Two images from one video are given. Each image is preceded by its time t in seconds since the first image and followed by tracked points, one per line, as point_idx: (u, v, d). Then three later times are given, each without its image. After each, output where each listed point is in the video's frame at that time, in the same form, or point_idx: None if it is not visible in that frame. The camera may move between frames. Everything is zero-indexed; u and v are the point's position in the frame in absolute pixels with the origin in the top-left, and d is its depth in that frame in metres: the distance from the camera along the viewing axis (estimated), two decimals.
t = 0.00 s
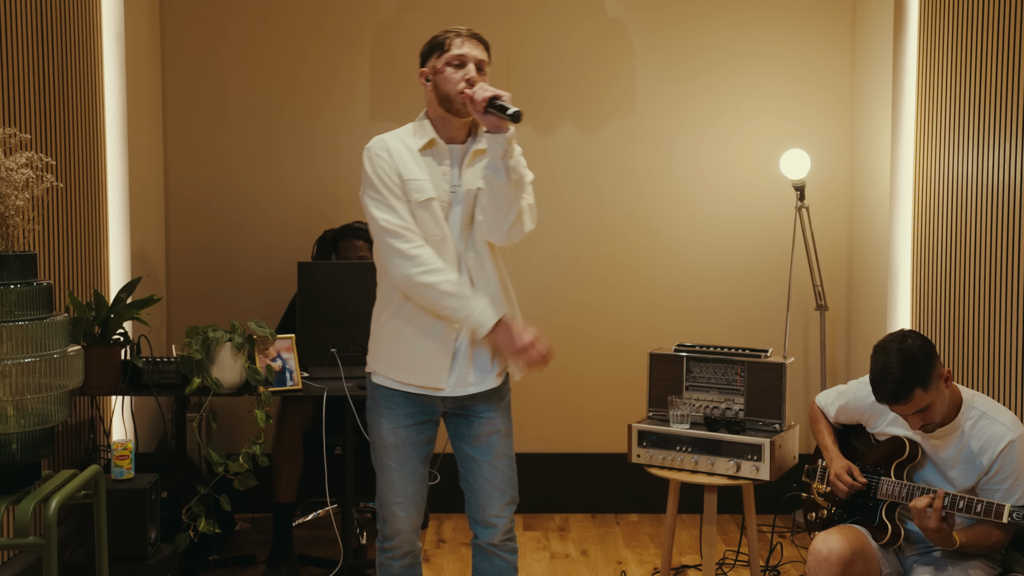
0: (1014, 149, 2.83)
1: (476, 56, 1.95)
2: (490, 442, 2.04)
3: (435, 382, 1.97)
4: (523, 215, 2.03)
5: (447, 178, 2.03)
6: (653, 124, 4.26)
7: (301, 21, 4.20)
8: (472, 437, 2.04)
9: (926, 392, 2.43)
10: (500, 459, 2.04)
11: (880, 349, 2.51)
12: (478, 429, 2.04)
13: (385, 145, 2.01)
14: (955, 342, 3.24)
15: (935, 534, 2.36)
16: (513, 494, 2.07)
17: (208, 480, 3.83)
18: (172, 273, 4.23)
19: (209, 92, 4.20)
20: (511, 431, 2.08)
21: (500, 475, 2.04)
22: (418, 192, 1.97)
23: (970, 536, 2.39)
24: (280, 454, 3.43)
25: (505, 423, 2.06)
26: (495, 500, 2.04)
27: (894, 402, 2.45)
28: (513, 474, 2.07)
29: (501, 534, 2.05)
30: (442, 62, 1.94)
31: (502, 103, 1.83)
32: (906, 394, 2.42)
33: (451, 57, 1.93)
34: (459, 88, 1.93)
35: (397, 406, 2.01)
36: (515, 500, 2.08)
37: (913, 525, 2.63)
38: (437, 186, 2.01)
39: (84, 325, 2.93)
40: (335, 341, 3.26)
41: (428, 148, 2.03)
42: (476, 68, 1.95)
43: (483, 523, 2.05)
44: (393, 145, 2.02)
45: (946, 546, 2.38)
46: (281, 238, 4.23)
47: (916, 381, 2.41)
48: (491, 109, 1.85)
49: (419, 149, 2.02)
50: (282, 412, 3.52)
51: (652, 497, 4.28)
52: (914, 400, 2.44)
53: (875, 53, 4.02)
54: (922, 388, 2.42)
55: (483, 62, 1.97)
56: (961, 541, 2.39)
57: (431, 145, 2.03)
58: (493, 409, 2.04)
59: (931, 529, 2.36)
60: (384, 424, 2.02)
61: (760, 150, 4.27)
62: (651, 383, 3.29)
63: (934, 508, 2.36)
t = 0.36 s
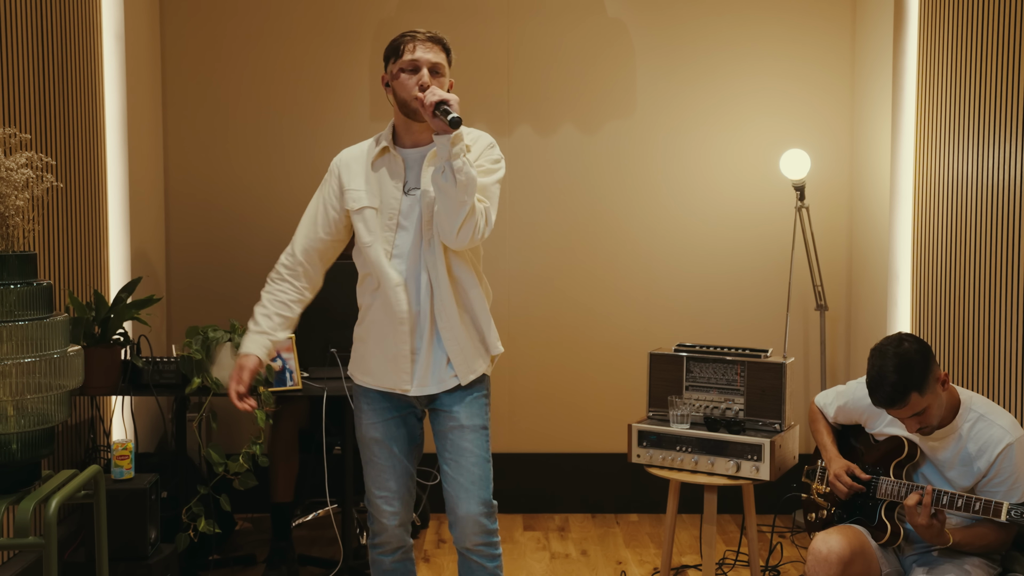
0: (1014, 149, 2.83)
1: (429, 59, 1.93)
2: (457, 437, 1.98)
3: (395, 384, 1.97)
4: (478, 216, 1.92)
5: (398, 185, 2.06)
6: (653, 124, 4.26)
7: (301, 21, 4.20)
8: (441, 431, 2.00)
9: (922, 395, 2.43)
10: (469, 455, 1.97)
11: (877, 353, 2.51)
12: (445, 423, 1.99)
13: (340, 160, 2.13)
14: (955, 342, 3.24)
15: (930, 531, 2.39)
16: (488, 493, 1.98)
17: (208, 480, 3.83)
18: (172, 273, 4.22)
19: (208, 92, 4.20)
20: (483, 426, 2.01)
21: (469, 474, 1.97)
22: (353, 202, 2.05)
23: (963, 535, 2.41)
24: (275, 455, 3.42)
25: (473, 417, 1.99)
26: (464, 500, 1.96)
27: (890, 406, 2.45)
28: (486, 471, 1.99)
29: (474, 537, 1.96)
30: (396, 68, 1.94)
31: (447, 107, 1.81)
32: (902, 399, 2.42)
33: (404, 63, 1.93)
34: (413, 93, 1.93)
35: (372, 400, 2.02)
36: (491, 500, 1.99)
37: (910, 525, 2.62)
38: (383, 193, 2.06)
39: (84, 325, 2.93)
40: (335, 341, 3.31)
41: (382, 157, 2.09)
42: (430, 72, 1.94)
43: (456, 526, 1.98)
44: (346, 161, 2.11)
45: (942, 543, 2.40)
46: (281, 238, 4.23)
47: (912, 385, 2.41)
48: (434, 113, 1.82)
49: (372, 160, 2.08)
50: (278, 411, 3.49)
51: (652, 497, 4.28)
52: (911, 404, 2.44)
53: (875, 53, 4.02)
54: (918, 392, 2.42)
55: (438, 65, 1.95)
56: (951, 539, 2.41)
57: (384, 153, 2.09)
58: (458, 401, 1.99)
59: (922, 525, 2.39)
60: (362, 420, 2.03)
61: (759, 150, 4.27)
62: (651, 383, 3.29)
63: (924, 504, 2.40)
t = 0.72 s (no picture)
0: (1014, 148, 2.82)
1: (439, 56, 1.94)
2: (465, 442, 1.99)
3: (383, 388, 1.99)
4: (495, 212, 1.92)
5: (398, 185, 2.07)
6: (653, 124, 4.26)
7: (301, 21, 4.20)
8: (447, 436, 2.01)
9: (921, 394, 2.43)
10: (477, 459, 1.98)
11: (875, 352, 2.51)
12: (451, 429, 2.00)
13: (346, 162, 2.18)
14: (955, 342, 3.24)
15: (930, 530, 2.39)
16: (498, 497, 1.99)
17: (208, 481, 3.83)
18: (173, 274, 4.23)
19: (209, 93, 4.20)
20: (491, 431, 2.01)
21: (479, 478, 1.98)
22: (349, 203, 2.09)
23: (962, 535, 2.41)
24: (277, 454, 3.42)
25: (480, 422, 1.99)
26: (475, 504, 1.97)
27: (889, 404, 2.45)
28: (495, 475, 2.00)
29: (487, 542, 1.97)
30: (406, 62, 1.95)
31: (456, 101, 1.81)
32: (901, 397, 2.42)
33: (414, 58, 1.94)
34: (421, 88, 1.94)
35: (371, 406, 2.02)
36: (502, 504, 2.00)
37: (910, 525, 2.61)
38: (382, 193, 2.07)
39: (85, 325, 2.93)
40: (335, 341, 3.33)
41: (386, 157, 2.11)
42: (440, 68, 1.95)
43: (468, 530, 1.98)
44: (353, 158, 2.14)
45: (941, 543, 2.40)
46: (281, 238, 4.23)
47: (911, 384, 2.41)
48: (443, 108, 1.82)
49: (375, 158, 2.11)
50: (280, 412, 3.50)
51: (653, 497, 4.28)
52: (909, 402, 2.44)
53: (875, 53, 4.02)
54: (917, 391, 2.42)
55: (449, 62, 1.96)
56: (952, 540, 2.41)
57: (388, 153, 2.10)
58: (464, 406, 1.99)
59: (922, 524, 2.39)
60: (361, 425, 2.03)
61: (759, 150, 4.27)
62: (651, 383, 3.29)
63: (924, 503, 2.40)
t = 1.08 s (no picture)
0: (1014, 149, 2.83)
1: (490, 54, 1.81)
2: (502, 461, 1.87)
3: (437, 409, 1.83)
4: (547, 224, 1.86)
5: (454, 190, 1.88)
6: (653, 124, 4.26)
7: (301, 21, 4.20)
8: (482, 455, 1.89)
9: (926, 382, 2.43)
10: (512, 480, 1.88)
11: (878, 342, 2.51)
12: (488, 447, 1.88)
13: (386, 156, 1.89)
14: (955, 342, 3.24)
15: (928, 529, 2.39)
16: (527, 519, 1.89)
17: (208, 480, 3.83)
18: (172, 273, 4.22)
19: (208, 93, 4.20)
20: (526, 449, 1.91)
21: (513, 499, 1.87)
22: (411, 206, 1.83)
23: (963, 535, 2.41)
24: (278, 454, 3.42)
25: (520, 441, 1.89)
26: (504, 526, 1.87)
27: (894, 394, 2.45)
28: (527, 497, 1.90)
29: (513, 565, 1.87)
30: (455, 61, 1.81)
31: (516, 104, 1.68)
32: (906, 386, 2.42)
33: (465, 57, 1.81)
34: (473, 88, 1.80)
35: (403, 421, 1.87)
36: (529, 526, 1.91)
37: (909, 525, 2.61)
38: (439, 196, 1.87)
39: (84, 325, 2.93)
40: (336, 340, 3.24)
41: (437, 158, 1.90)
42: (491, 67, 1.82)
43: (491, 549, 1.89)
44: (397, 154, 1.88)
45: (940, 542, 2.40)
46: (281, 238, 4.23)
47: (916, 372, 2.41)
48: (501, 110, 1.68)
49: (426, 159, 1.89)
50: (281, 412, 3.52)
51: (652, 497, 4.28)
52: (914, 391, 2.44)
53: (875, 54, 4.02)
54: (921, 378, 2.42)
55: (499, 61, 1.83)
56: (952, 539, 2.41)
57: (440, 154, 1.89)
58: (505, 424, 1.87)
59: (921, 523, 2.39)
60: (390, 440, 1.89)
61: (759, 150, 4.27)
62: (651, 383, 3.29)
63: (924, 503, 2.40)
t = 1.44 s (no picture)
0: (1014, 148, 2.83)
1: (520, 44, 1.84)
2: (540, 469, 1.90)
3: (498, 396, 1.83)
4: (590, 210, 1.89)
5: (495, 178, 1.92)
6: (653, 124, 4.26)
7: (301, 21, 4.20)
8: (519, 461, 1.90)
9: (927, 376, 2.43)
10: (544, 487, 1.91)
11: (879, 339, 2.51)
12: (526, 454, 1.89)
13: (423, 146, 1.92)
14: (955, 342, 3.24)
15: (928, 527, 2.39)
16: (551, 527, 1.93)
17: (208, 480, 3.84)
18: (172, 273, 4.22)
19: (208, 93, 4.20)
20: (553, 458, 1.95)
21: (544, 505, 1.90)
22: (464, 191, 1.86)
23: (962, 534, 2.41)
24: (279, 454, 3.41)
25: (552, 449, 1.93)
26: (533, 532, 1.89)
27: (895, 389, 2.44)
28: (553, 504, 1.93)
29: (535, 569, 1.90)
30: (485, 54, 1.83)
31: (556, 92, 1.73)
32: (907, 381, 2.42)
33: (495, 48, 1.83)
34: (506, 79, 1.83)
35: (458, 422, 1.84)
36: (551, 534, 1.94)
37: (910, 524, 2.61)
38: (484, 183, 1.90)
39: (85, 325, 2.93)
40: (335, 341, 3.22)
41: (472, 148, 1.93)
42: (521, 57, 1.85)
43: (513, 554, 1.90)
44: (434, 145, 1.91)
45: (940, 541, 2.40)
46: (281, 238, 4.23)
47: (917, 367, 2.42)
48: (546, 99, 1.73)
49: (462, 149, 1.91)
50: (282, 412, 3.52)
51: (652, 497, 4.28)
52: (916, 386, 2.44)
53: (875, 53, 4.02)
54: (923, 373, 2.42)
55: (528, 50, 1.86)
56: (952, 539, 2.41)
57: (475, 145, 1.93)
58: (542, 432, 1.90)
59: (921, 522, 2.39)
60: (446, 444, 1.83)
61: (759, 150, 4.27)
62: (651, 383, 3.29)
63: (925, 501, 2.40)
